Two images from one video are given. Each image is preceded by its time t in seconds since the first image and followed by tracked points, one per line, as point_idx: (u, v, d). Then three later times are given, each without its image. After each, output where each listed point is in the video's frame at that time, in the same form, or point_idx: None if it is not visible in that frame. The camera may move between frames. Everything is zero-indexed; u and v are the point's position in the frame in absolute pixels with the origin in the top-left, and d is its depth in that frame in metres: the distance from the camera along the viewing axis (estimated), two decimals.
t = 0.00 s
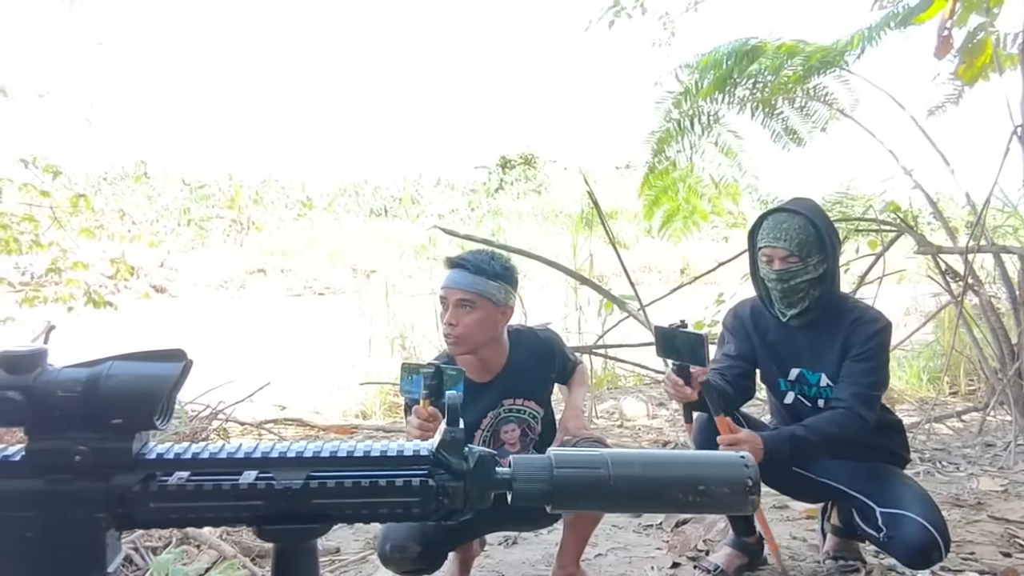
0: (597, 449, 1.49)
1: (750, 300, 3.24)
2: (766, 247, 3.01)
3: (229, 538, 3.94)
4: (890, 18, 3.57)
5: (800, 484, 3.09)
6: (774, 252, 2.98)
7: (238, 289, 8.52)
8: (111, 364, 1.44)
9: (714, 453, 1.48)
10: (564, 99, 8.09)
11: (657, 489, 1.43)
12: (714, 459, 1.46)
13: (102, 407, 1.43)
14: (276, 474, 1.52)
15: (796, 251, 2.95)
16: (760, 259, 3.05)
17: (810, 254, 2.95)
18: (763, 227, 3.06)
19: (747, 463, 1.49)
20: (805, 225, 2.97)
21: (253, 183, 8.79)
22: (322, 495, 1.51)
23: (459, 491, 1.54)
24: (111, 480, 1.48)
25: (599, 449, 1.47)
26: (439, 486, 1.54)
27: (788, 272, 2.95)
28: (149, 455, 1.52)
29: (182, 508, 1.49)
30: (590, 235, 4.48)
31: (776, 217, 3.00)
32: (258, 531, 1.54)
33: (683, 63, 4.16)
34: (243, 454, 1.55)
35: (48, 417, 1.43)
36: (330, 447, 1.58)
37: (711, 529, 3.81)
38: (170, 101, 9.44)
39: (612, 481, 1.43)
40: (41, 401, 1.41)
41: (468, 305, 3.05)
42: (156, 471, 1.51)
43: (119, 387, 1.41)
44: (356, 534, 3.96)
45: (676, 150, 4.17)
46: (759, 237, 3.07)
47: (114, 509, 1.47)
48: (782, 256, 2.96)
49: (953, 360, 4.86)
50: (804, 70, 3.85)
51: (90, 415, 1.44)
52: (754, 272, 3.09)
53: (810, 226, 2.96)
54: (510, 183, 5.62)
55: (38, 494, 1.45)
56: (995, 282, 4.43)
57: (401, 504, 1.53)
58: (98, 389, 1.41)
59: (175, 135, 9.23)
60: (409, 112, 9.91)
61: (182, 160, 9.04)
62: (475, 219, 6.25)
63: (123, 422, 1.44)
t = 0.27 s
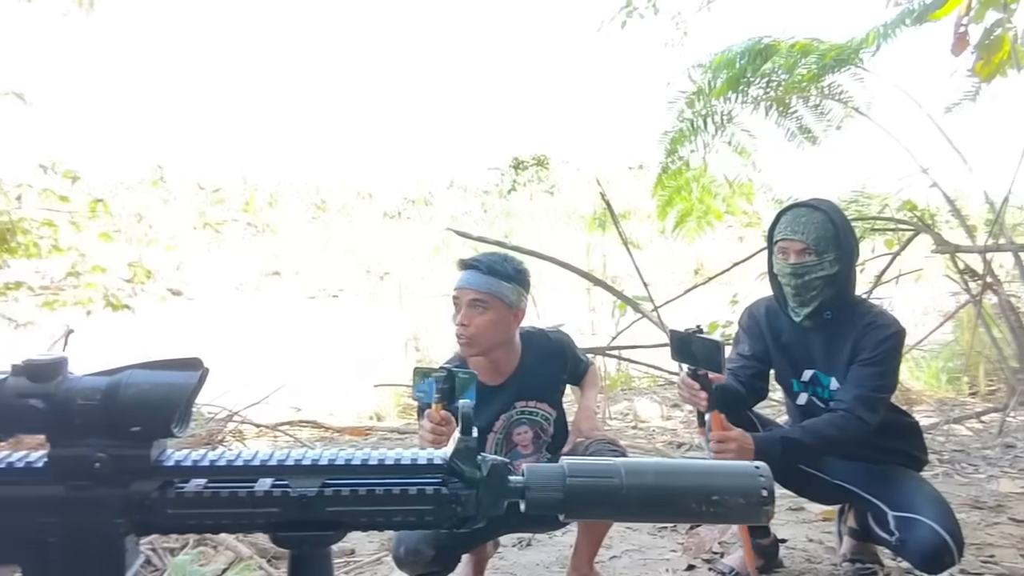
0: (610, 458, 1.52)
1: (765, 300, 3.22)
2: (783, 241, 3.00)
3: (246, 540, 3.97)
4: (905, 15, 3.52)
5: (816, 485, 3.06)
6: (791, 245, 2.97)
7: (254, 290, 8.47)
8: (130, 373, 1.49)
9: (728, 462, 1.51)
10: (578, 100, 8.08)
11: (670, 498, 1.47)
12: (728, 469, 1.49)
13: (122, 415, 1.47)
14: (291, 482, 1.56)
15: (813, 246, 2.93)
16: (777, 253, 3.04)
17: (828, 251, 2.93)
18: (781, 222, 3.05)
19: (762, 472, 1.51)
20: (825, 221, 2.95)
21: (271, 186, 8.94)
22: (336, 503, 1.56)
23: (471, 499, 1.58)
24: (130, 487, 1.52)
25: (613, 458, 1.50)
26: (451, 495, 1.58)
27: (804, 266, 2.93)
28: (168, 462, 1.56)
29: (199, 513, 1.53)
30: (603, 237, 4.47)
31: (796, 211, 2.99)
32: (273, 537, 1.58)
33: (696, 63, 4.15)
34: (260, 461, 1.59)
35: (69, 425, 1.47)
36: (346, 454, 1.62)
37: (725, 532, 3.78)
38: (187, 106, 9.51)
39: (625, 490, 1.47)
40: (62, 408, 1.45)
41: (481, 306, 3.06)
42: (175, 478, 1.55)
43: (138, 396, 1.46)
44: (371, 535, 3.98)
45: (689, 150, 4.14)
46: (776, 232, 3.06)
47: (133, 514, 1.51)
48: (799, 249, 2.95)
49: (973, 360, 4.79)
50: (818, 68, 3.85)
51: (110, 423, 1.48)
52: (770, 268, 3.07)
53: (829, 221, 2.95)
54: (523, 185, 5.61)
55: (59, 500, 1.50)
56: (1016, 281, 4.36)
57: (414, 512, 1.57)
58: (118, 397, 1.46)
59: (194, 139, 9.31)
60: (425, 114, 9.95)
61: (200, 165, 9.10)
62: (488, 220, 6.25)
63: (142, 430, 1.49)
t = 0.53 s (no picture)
0: (624, 456, 1.54)
1: (780, 298, 3.19)
2: (799, 234, 2.99)
3: (263, 540, 4.00)
4: (922, 12, 3.47)
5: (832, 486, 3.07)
6: (807, 238, 2.95)
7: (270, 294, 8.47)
8: (155, 371, 1.52)
9: (741, 460, 1.55)
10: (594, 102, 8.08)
11: (686, 494, 1.49)
12: (742, 467, 1.52)
13: (147, 412, 1.50)
14: (311, 479, 1.58)
15: (829, 239, 2.91)
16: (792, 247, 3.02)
17: (844, 245, 2.91)
18: (797, 215, 3.03)
19: (774, 471, 1.55)
20: (842, 215, 2.92)
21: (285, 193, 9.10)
22: (355, 499, 1.58)
23: (487, 495, 1.60)
24: (155, 483, 1.55)
25: (627, 456, 1.52)
26: (468, 491, 1.59)
27: (819, 260, 2.91)
28: (190, 459, 1.59)
29: (223, 509, 1.56)
30: (617, 238, 4.46)
31: (812, 205, 2.97)
32: (293, 533, 1.61)
33: (710, 63, 4.13)
34: (280, 458, 1.61)
35: (96, 422, 1.51)
36: (363, 452, 1.63)
37: (742, 533, 3.76)
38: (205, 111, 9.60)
39: (639, 487, 1.48)
40: (89, 405, 1.49)
41: (493, 310, 3.06)
42: (198, 474, 1.57)
43: (161, 393, 1.48)
44: (387, 536, 4.00)
45: (704, 150, 4.15)
46: (791, 226, 3.04)
47: (157, 510, 1.55)
48: (814, 243, 2.93)
49: (994, 360, 4.73)
50: (834, 66, 3.83)
51: (135, 420, 1.51)
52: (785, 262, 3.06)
53: (846, 214, 2.92)
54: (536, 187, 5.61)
55: (86, 495, 1.54)
56: None
57: (432, 508, 1.59)
58: (142, 394, 1.49)
59: (212, 144, 9.40)
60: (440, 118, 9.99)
61: (217, 169, 9.18)
62: (501, 223, 6.25)
63: (166, 427, 1.52)
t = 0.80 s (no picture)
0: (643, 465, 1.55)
1: (785, 300, 3.18)
2: (801, 229, 3.03)
3: (280, 541, 4.04)
4: (938, 11, 3.44)
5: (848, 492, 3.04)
6: (809, 233, 2.99)
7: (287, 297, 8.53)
8: (178, 378, 1.56)
9: (759, 470, 1.55)
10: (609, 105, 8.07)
11: (704, 503, 1.49)
12: (760, 477, 1.53)
13: (170, 419, 1.54)
14: (329, 485, 1.60)
15: (831, 233, 2.95)
16: (794, 243, 3.06)
17: (846, 239, 2.94)
18: (799, 212, 3.07)
19: (792, 480, 1.55)
20: (844, 210, 2.97)
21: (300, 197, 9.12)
22: (373, 506, 1.59)
23: (504, 504, 1.60)
24: (177, 488, 1.58)
25: (644, 465, 1.54)
26: (485, 499, 1.60)
27: (821, 254, 2.95)
28: (212, 465, 1.62)
29: (243, 515, 1.59)
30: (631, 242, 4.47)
31: (814, 201, 3.02)
32: (312, 539, 1.63)
33: (724, 64, 4.11)
34: (299, 465, 1.63)
35: (120, 427, 1.55)
36: (382, 459, 1.65)
37: (757, 536, 3.74)
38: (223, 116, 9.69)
39: (657, 496, 1.49)
40: (112, 411, 1.53)
41: (507, 313, 3.07)
42: (219, 480, 1.61)
43: (184, 400, 1.52)
44: (402, 538, 4.02)
45: (718, 152, 4.13)
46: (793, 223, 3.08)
47: (179, 514, 1.58)
48: (816, 236, 2.97)
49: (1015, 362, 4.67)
50: (849, 66, 3.76)
51: (157, 426, 1.55)
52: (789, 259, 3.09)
53: (848, 209, 2.96)
54: (550, 189, 5.61)
55: (110, 499, 1.58)
56: None
57: (449, 516, 1.60)
58: (165, 401, 1.52)
59: (230, 149, 9.48)
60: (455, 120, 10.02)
61: (235, 173, 9.25)
62: (516, 226, 6.26)
63: (188, 433, 1.55)
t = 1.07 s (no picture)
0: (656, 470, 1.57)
1: (797, 304, 3.18)
2: (808, 232, 3.02)
3: (295, 544, 4.05)
4: (955, 11, 3.41)
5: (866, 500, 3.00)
6: (817, 235, 2.99)
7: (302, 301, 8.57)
8: (195, 383, 1.58)
9: (775, 474, 1.56)
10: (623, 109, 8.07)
11: (718, 507, 1.50)
12: (775, 482, 1.53)
13: (187, 423, 1.56)
14: (344, 489, 1.60)
15: (839, 234, 2.94)
16: (803, 246, 3.06)
17: (855, 240, 2.92)
18: (807, 214, 3.07)
19: (809, 486, 1.55)
20: (852, 211, 2.95)
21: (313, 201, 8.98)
22: (388, 510, 1.59)
23: (519, 508, 1.60)
24: (195, 492, 1.60)
25: (658, 470, 1.55)
26: (499, 504, 1.60)
27: (829, 255, 2.94)
28: (228, 469, 1.63)
29: (259, 520, 1.59)
30: (645, 244, 4.57)
31: (821, 203, 3.01)
32: (327, 543, 1.64)
33: (737, 67, 4.10)
34: (315, 469, 1.64)
35: (139, 432, 1.57)
36: (396, 463, 1.66)
37: (773, 542, 3.71)
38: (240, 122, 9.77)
39: (670, 500, 1.51)
40: (132, 417, 1.55)
41: (523, 318, 3.07)
42: (235, 484, 1.62)
43: (201, 405, 1.54)
44: (416, 542, 4.02)
45: (732, 155, 4.12)
46: (802, 226, 3.08)
47: (196, 518, 1.60)
48: (824, 238, 2.97)
49: None
50: (864, 68, 3.75)
51: (175, 430, 1.57)
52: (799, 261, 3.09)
53: (855, 210, 2.95)
54: (563, 193, 5.61)
55: (129, 503, 1.60)
56: None
57: (462, 520, 1.60)
58: (183, 405, 1.55)
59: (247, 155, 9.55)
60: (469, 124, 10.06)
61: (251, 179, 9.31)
62: (529, 230, 6.26)
63: (206, 438, 1.58)
